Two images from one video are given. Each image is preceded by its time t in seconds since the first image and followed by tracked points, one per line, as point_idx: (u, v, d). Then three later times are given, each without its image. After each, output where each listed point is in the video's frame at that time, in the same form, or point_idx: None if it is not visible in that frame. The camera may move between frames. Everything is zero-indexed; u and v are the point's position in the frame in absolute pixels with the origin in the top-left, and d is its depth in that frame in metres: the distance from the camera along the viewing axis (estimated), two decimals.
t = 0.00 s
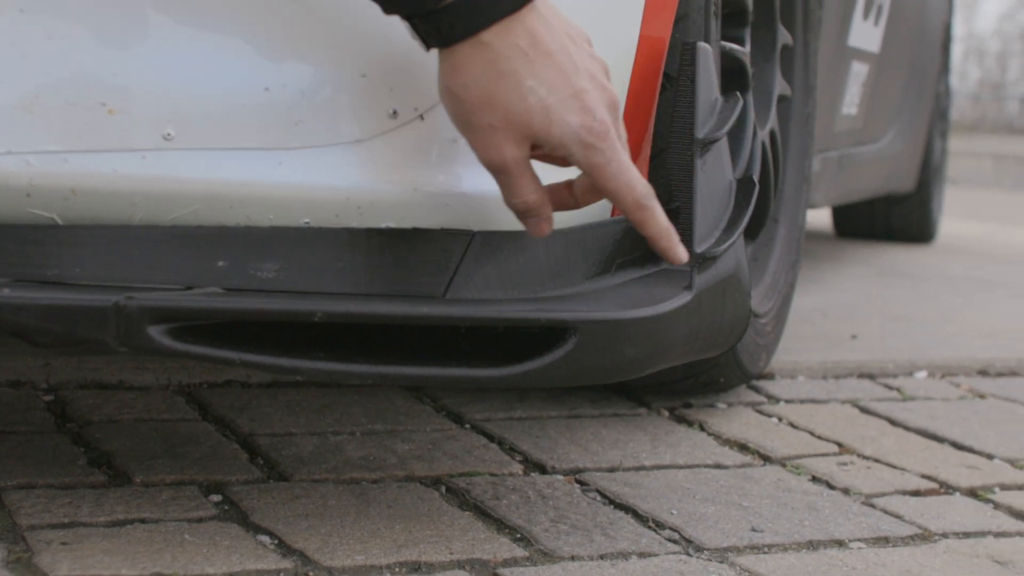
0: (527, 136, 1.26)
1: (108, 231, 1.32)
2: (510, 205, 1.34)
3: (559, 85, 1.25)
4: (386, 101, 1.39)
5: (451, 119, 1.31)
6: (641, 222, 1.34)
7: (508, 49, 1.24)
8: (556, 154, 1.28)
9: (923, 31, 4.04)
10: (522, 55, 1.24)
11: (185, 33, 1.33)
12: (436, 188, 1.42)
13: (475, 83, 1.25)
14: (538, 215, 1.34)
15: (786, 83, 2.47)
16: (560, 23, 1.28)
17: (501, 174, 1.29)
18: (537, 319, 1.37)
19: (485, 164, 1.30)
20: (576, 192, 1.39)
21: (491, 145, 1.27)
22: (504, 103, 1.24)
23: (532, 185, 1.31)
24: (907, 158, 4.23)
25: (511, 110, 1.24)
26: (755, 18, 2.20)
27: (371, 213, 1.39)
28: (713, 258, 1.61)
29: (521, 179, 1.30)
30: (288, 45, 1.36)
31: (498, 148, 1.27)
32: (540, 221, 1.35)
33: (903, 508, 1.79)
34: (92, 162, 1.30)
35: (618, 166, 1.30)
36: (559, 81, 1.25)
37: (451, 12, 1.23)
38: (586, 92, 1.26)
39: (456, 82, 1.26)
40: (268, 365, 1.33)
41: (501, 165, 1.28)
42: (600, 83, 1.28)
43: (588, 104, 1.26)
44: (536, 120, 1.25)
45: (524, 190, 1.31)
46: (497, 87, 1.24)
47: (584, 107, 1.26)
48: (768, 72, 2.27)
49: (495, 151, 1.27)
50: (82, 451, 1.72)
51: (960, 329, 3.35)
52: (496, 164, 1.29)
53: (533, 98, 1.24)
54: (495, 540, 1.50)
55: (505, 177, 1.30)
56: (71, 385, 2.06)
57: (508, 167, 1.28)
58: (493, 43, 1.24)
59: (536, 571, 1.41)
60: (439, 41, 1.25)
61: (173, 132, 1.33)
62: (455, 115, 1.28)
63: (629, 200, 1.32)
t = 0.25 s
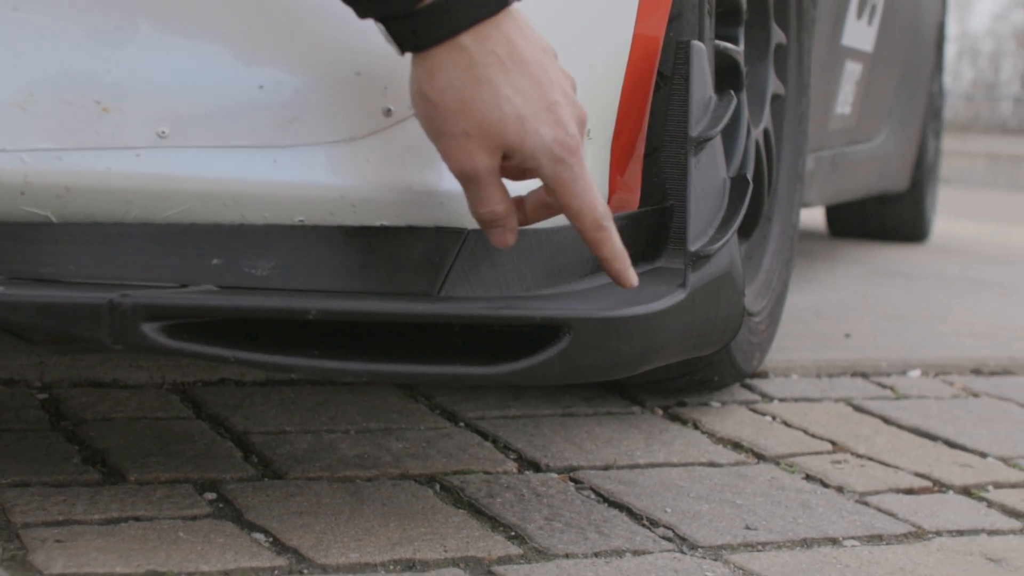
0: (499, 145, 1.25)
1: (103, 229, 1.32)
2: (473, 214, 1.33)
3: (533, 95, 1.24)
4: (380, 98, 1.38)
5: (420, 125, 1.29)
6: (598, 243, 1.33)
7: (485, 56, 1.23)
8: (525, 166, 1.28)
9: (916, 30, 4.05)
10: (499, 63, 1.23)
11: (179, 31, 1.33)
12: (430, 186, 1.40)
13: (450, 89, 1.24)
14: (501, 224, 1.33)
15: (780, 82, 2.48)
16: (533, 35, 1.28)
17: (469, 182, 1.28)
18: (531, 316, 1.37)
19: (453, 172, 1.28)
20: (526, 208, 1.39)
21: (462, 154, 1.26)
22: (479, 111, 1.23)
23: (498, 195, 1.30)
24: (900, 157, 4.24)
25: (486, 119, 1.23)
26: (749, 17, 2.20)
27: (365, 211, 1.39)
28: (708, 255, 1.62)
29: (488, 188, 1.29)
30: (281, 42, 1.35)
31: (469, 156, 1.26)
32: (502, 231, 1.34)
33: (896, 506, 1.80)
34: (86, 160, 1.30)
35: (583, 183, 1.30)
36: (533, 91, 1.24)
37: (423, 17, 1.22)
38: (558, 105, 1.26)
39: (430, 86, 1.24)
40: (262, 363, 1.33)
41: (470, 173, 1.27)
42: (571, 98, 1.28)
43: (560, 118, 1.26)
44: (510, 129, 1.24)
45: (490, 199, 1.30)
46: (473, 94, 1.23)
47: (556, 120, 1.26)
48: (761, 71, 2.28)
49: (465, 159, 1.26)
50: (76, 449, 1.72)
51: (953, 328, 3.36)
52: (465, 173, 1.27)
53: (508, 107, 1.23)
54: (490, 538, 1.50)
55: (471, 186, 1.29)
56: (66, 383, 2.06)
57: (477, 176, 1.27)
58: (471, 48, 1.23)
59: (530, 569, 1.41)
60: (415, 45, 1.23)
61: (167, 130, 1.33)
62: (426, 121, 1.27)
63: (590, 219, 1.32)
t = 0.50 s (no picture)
0: (472, 146, 1.26)
1: (100, 226, 1.32)
2: (442, 216, 1.34)
3: (507, 97, 1.26)
4: (376, 96, 1.39)
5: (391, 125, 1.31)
6: (567, 246, 1.35)
7: (461, 56, 1.25)
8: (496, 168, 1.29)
9: (911, 28, 4.06)
10: (474, 64, 1.25)
11: (177, 27, 1.33)
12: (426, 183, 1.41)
13: (425, 90, 1.25)
14: (470, 226, 1.35)
15: (775, 79, 2.48)
16: (506, 38, 1.30)
17: (441, 183, 1.30)
18: (529, 313, 1.37)
19: (424, 173, 1.30)
20: (491, 216, 1.40)
21: (434, 154, 1.27)
22: (454, 111, 1.25)
23: (468, 197, 1.32)
24: (895, 154, 4.25)
25: (461, 119, 1.25)
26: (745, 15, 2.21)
27: (362, 207, 1.40)
28: (704, 252, 1.62)
29: (458, 189, 1.31)
30: (279, 39, 1.35)
31: (442, 157, 1.27)
32: (471, 233, 1.35)
33: (892, 502, 1.80)
34: (83, 157, 1.30)
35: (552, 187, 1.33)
36: (507, 93, 1.26)
37: (397, 16, 1.23)
38: (531, 108, 1.28)
39: (405, 86, 1.26)
40: (260, 360, 1.33)
41: (442, 174, 1.29)
42: (542, 101, 1.30)
43: (533, 120, 1.28)
44: (484, 130, 1.26)
45: (460, 200, 1.32)
46: (447, 94, 1.25)
47: (529, 123, 1.28)
48: (757, 68, 2.28)
49: (438, 160, 1.27)
50: (73, 446, 1.72)
51: (948, 326, 3.37)
52: (437, 174, 1.29)
53: (482, 108, 1.25)
54: (487, 534, 1.51)
55: (443, 187, 1.30)
56: (62, 380, 2.06)
57: (449, 177, 1.29)
58: (446, 48, 1.25)
59: (527, 565, 1.42)
60: (391, 42, 1.25)
61: (164, 126, 1.32)
62: (399, 121, 1.28)
63: (559, 222, 1.34)
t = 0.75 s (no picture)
0: (443, 142, 1.26)
1: (100, 221, 1.32)
2: (412, 215, 1.34)
3: (477, 92, 1.26)
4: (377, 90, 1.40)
5: (362, 121, 1.30)
6: (537, 245, 1.35)
7: (431, 50, 1.24)
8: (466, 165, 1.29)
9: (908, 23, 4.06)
10: (445, 58, 1.25)
11: (176, 21, 1.33)
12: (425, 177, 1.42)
13: (396, 84, 1.25)
14: (439, 226, 1.34)
15: (774, 74, 2.49)
16: (478, 34, 1.30)
17: (410, 181, 1.29)
18: (530, 307, 1.37)
19: (395, 170, 1.29)
20: (463, 214, 1.39)
21: (404, 150, 1.27)
22: (423, 106, 1.24)
23: (438, 196, 1.31)
24: (893, 149, 4.25)
25: (431, 114, 1.24)
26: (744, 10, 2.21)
27: (362, 202, 1.40)
28: (703, 245, 1.62)
29: (428, 187, 1.30)
30: (278, 34, 1.35)
31: (412, 153, 1.27)
32: (440, 234, 1.35)
33: (892, 495, 1.81)
34: (84, 152, 1.30)
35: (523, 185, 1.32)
36: (478, 89, 1.26)
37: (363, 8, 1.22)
38: (502, 104, 1.28)
39: (375, 80, 1.25)
40: (261, 354, 1.33)
41: (412, 171, 1.28)
42: (513, 98, 1.29)
43: (503, 117, 1.27)
44: (454, 126, 1.25)
45: (430, 199, 1.31)
46: (418, 88, 1.24)
47: (499, 120, 1.27)
48: (755, 63, 2.29)
49: (408, 156, 1.27)
50: (74, 442, 1.72)
51: (947, 320, 3.37)
52: (407, 170, 1.28)
53: (452, 103, 1.24)
54: (488, 528, 1.51)
55: (413, 184, 1.29)
56: (62, 376, 2.06)
57: (419, 174, 1.28)
58: (417, 41, 1.24)
59: (529, 558, 1.42)
60: (360, 36, 1.24)
61: (164, 122, 1.33)
62: (369, 117, 1.28)
63: (530, 221, 1.33)
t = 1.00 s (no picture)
0: (411, 136, 1.25)
1: (101, 216, 1.32)
2: (380, 214, 1.32)
3: (445, 86, 1.26)
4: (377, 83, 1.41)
5: (328, 117, 1.29)
6: (505, 242, 1.34)
7: (398, 43, 1.24)
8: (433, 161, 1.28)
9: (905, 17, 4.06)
10: (412, 51, 1.24)
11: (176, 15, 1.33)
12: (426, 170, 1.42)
13: (363, 77, 1.24)
14: (409, 226, 1.32)
15: (772, 67, 2.49)
16: (444, 30, 1.30)
17: (379, 176, 1.28)
18: (530, 301, 1.37)
19: (362, 165, 1.28)
20: (434, 213, 1.38)
21: (372, 145, 1.26)
22: (391, 98, 1.24)
23: (406, 193, 1.30)
24: (890, 143, 4.26)
25: (399, 107, 1.24)
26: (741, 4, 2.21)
27: (362, 195, 1.40)
28: (704, 238, 1.62)
29: (397, 184, 1.29)
30: (276, 28, 1.35)
31: (380, 147, 1.26)
32: (410, 234, 1.32)
33: (892, 487, 1.81)
34: (84, 147, 1.31)
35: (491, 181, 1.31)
36: (445, 82, 1.26)
37: None
38: (469, 99, 1.27)
39: (342, 74, 1.25)
40: (262, 348, 1.33)
41: (380, 166, 1.27)
42: (480, 93, 1.29)
43: (470, 110, 1.27)
44: (422, 119, 1.24)
45: (399, 196, 1.30)
46: (386, 81, 1.24)
47: (467, 114, 1.27)
48: (753, 56, 2.29)
49: (376, 150, 1.26)
50: (74, 438, 1.72)
51: (944, 313, 3.38)
52: (375, 165, 1.27)
53: (420, 96, 1.24)
54: (489, 521, 1.51)
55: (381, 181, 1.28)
56: (62, 372, 2.06)
57: (387, 168, 1.27)
58: (384, 34, 1.24)
59: (530, 551, 1.42)
60: (326, 28, 1.25)
61: (164, 116, 1.33)
62: (335, 112, 1.27)
63: (498, 217, 1.32)
